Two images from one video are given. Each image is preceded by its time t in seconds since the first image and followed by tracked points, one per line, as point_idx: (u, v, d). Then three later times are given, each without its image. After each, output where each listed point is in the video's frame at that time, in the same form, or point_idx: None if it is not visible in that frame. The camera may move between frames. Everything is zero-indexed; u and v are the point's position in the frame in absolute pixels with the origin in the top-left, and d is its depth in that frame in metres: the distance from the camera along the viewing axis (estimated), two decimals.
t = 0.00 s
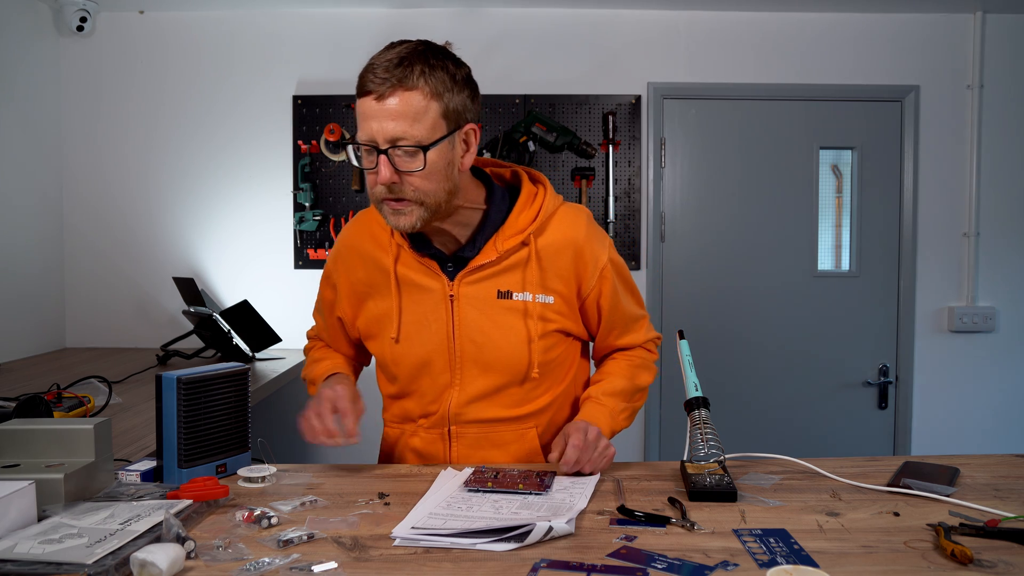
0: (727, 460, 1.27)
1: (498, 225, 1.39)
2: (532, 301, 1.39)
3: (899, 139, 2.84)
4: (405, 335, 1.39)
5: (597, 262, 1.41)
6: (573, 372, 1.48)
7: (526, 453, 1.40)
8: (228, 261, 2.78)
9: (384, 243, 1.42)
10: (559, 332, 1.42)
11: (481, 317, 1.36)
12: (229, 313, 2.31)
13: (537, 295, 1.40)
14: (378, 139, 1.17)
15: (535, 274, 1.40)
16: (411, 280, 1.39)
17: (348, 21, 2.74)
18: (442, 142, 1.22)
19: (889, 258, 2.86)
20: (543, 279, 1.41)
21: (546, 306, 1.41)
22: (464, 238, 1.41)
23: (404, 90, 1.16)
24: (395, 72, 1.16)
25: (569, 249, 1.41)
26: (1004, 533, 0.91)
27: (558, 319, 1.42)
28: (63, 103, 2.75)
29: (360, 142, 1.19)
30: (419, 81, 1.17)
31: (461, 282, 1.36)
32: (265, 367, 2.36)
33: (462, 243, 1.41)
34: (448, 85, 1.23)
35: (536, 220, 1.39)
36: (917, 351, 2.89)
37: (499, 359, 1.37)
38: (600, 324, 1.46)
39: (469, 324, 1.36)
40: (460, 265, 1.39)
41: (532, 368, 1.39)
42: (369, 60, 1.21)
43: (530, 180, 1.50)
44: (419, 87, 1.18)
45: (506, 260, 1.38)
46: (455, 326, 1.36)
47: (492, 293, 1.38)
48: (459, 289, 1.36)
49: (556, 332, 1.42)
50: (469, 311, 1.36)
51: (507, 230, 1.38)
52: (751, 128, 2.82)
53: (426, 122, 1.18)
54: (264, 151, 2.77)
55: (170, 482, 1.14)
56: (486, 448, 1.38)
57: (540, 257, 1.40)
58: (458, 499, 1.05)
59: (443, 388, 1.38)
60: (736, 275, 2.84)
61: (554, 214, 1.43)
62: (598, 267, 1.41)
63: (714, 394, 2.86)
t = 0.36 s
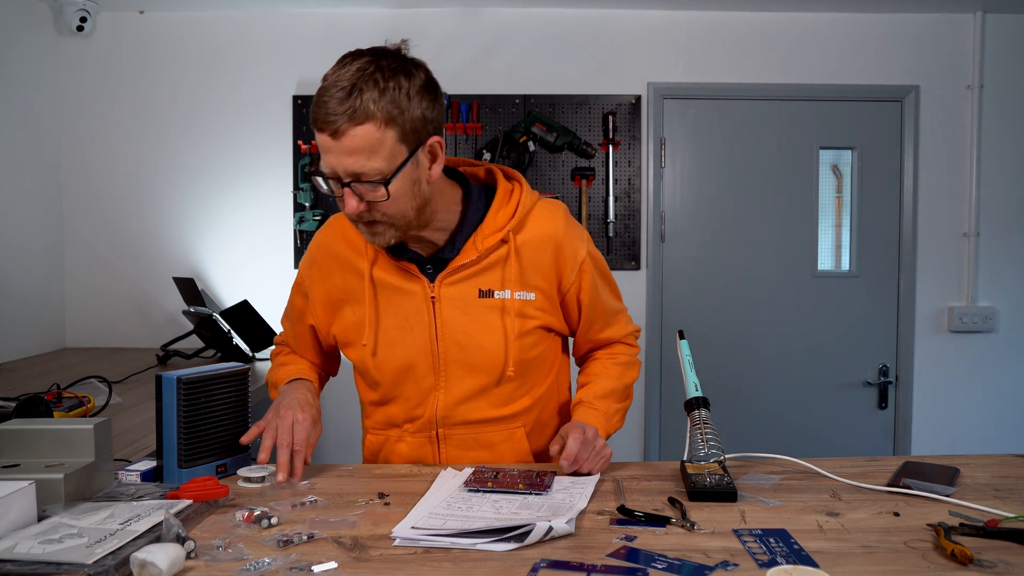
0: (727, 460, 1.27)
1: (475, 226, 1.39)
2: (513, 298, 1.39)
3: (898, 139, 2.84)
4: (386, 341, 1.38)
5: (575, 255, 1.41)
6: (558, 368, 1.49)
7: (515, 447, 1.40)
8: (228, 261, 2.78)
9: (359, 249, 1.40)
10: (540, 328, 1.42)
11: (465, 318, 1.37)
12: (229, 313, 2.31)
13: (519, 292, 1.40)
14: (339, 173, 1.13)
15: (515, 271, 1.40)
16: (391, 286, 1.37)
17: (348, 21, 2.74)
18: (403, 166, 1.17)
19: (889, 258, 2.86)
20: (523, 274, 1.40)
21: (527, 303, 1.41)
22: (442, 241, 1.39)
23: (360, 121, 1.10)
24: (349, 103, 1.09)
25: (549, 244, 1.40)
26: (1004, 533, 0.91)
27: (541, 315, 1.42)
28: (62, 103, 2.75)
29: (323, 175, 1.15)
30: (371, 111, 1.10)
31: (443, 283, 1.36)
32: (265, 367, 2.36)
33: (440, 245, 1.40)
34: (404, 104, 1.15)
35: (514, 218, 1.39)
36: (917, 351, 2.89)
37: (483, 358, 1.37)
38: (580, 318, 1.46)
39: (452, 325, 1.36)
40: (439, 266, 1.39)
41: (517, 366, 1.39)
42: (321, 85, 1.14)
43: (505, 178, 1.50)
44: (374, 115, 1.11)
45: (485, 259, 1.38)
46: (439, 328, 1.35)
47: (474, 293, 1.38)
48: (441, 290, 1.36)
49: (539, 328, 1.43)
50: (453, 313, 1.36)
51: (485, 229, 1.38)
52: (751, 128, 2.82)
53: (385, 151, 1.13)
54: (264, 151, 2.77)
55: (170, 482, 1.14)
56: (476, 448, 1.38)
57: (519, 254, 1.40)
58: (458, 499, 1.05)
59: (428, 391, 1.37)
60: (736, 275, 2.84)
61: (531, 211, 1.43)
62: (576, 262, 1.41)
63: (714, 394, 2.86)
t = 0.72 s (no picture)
0: (727, 460, 1.27)
1: (493, 204, 1.44)
2: (519, 278, 1.40)
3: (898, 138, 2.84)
4: (388, 309, 1.37)
5: (575, 248, 1.42)
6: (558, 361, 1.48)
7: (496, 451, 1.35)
8: (228, 262, 2.78)
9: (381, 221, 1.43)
10: (539, 316, 1.41)
11: (472, 294, 1.38)
12: (229, 313, 2.31)
13: (526, 275, 1.41)
14: (424, 124, 1.21)
15: (522, 253, 1.42)
16: (401, 258, 1.39)
17: (348, 21, 2.74)
18: (479, 123, 1.27)
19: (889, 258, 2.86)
20: (528, 258, 1.42)
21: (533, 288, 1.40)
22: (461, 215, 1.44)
23: (447, 77, 1.20)
24: (434, 61, 1.19)
25: (558, 231, 1.45)
26: (1004, 533, 0.91)
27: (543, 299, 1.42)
28: (62, 103, 2.75)
29: (400, 128, 1.23)
30: (460, 67, 1.21)
31: (454, 256, 1.38)
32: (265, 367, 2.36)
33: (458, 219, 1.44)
34: (482, 67, 1.26)
35: (528, 202, 1.45)
36: (917, 351, 2.89)
37: (484, 336, 1.38)
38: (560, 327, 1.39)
39: (458, 297, 1.38)
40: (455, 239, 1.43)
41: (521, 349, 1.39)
42: (397, 47, 1.22)
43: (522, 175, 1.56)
44: (460, 72, 1.21)
45: (499, 236, 1.42)
46: (446, 303, 1.37)
47: (483, 270, 1.39)
48: (451, 263, 1.38)
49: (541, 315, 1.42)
50: (461, 286, 1.38)
51: (501, 209, 1.43)
52: (751, 128, 2.83)
53: (467, 106, 1.23)
54: (263, 151, 2.77)
55: (170, 482, 1.14)
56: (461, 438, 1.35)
57: (528, 237, 1.44)
58: (459, 499, 1.05)
59: (425, 363, 1.37)
60: (736, 275, 2.84)
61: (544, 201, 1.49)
62: (572, 255, 1.41)
63: (714, 394, 2.86)
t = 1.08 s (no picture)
0: (727, 460, 1.27)
1: (476, 200, 1.43)
2: (505, 271, 1.39)
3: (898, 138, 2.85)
4: (378, 310, 1.38)
5: (559, 235, 1.40)
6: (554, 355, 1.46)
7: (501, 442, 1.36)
8: (228, 261, 2.78)
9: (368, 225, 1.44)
10: (527, 307, 1.40)
11: (459, 290, 1.37)
12: (229, 313, 2.31)
13: (513, 269, 1.40)
14: (399, 120, 1.21)
15: (507, 245, 1.41)
16: (388, 259, 1.39)
17: (348, 21, 2.74)
18: (454, 118, 1.26)
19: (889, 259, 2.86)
20: (513, 251, 1.41)
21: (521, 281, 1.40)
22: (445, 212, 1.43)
23: (419, 72, 1.20)
24: (407, 57, 1.19)
25: (542, 223, 1.43)
26: (1004, 533, 0.90)
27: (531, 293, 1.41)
28: (63, 103, 2.75)
29: (376, 124, 1.23)
30: (431, 62, 1.21)
31: (439, 253, 1.38)
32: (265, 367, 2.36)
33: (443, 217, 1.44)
34: (456, 62, 1.26)
35: (511, 195, 1.44)
36: (917, 351, 2.89)
37: (473, 331, 1.37)
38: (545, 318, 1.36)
39: (445, 294, 1.37)
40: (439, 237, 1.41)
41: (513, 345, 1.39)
42: (370, 47, 1.23)
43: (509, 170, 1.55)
44: (432, 68, 1.21)
45: (483, 231, 1.41)
46: (434, 300, 1.37)
47: (468, 266, 1.39)
48: (436, 260, 1.38)
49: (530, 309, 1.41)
50: (447, 283, 1.37)
51: (484, 204, 1.42)
52: (751, 128, 2.83)
53: (441, 100, 1.23)
54: (263, 151, 2.77)
55: (170, 482, 1.14)
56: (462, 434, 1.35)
57: (513, 229, 1.42)
58: (459, 499, 1.05)
59: (417, 362, 1.37)
60: (736, 275, 2.84)
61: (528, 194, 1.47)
62: (555, 242, 1.39)
63: (714, 394, 2.86)
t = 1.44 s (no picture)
0: (727, 460, 1.27)
1: (475, 200, 1.43)
2: (506, 271, 1.40)
3: (898, 138, 2.85)
4: (380, 313, 1.38)
5: (559, 236, 1.41)
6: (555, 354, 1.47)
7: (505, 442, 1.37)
8: (228, 261, 2.78)
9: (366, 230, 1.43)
10: (528, 307, 1.41)
11: (460, 290, 1.38)
12: (229, 313, 2.31)
13: (514, 268, 1.40)
14: (385, 117, 1.21)
15: (507, 245, 1.42)
16: (387, 262, 1.39)
17: (348, 21, 2.74)
18: (441, 113, 1.26)
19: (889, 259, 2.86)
20: (514, 251, 1.41)
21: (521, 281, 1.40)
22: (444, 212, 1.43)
23: (402, 69, 1.20)
24: (390, 54, 1.19)
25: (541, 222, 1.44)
26: (1004, 533, 0.90)
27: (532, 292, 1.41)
28: (62, 102, 2.75)
29: (363, 123, 1.23)
30: (415, 58, 1.21)
31: (440, 253, 1.38)
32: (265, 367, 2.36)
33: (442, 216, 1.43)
34: (440, 59, 1.26)
35: (511, 195, 1.44)
36: (917, 351, 2.89)
37: (475, 332, 1.38)
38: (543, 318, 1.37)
39: (446, 295, 1.37)
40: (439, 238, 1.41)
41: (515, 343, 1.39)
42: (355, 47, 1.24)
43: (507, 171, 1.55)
44: (414, 64, 1.21)
45: (483, 231, 1.41)
46: (435, 300, 1.37)
47: (469, 266, 1.39)
48: (437, 260, 1.38)
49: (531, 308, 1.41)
50: (448, 284, 1.37)
51: (484, 204, 1.42)
52: (751, 128, 2.83)
53: (426, 95, 1.22)
54: (263, 151, 2.77)
55: (170, 482, 1.14)
56: (463, 435, 1.36)
57: (513, 229, 1.43)
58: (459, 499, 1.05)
59: (420, 363, 1.37)
60: (736, 275, 2.84)
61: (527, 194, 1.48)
62: (554, 242, 1.40)
63: (714, 394, 2.86)
